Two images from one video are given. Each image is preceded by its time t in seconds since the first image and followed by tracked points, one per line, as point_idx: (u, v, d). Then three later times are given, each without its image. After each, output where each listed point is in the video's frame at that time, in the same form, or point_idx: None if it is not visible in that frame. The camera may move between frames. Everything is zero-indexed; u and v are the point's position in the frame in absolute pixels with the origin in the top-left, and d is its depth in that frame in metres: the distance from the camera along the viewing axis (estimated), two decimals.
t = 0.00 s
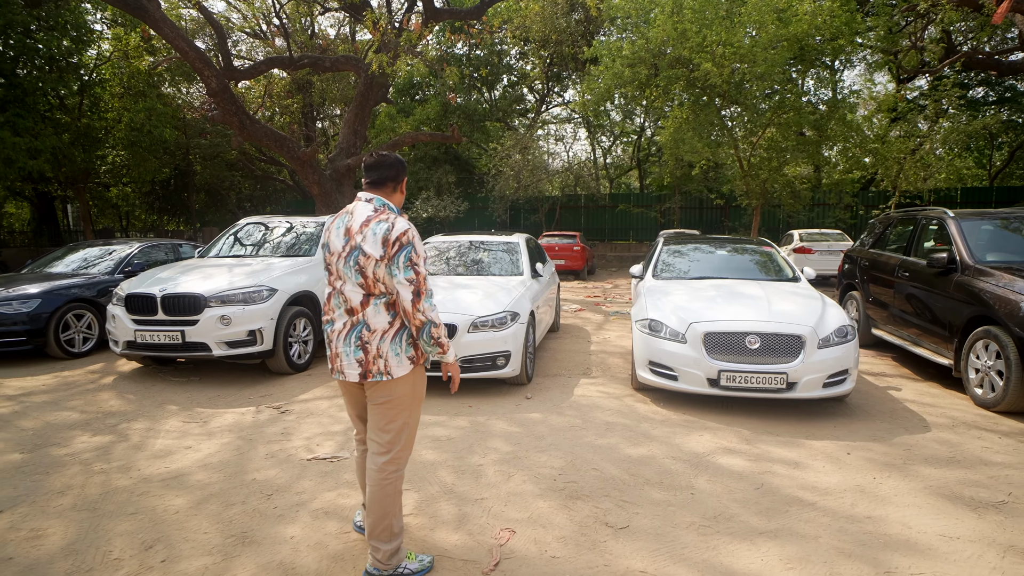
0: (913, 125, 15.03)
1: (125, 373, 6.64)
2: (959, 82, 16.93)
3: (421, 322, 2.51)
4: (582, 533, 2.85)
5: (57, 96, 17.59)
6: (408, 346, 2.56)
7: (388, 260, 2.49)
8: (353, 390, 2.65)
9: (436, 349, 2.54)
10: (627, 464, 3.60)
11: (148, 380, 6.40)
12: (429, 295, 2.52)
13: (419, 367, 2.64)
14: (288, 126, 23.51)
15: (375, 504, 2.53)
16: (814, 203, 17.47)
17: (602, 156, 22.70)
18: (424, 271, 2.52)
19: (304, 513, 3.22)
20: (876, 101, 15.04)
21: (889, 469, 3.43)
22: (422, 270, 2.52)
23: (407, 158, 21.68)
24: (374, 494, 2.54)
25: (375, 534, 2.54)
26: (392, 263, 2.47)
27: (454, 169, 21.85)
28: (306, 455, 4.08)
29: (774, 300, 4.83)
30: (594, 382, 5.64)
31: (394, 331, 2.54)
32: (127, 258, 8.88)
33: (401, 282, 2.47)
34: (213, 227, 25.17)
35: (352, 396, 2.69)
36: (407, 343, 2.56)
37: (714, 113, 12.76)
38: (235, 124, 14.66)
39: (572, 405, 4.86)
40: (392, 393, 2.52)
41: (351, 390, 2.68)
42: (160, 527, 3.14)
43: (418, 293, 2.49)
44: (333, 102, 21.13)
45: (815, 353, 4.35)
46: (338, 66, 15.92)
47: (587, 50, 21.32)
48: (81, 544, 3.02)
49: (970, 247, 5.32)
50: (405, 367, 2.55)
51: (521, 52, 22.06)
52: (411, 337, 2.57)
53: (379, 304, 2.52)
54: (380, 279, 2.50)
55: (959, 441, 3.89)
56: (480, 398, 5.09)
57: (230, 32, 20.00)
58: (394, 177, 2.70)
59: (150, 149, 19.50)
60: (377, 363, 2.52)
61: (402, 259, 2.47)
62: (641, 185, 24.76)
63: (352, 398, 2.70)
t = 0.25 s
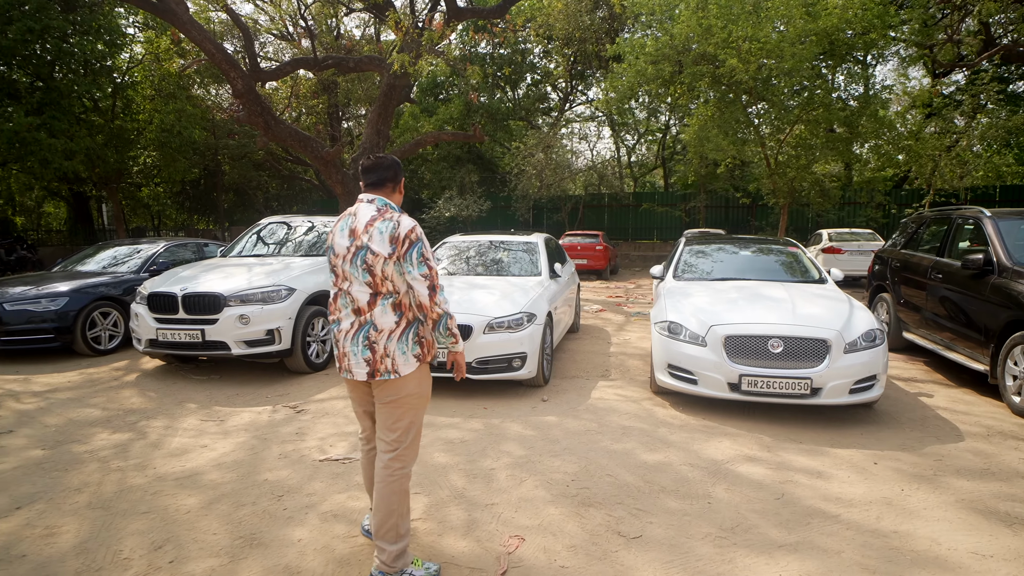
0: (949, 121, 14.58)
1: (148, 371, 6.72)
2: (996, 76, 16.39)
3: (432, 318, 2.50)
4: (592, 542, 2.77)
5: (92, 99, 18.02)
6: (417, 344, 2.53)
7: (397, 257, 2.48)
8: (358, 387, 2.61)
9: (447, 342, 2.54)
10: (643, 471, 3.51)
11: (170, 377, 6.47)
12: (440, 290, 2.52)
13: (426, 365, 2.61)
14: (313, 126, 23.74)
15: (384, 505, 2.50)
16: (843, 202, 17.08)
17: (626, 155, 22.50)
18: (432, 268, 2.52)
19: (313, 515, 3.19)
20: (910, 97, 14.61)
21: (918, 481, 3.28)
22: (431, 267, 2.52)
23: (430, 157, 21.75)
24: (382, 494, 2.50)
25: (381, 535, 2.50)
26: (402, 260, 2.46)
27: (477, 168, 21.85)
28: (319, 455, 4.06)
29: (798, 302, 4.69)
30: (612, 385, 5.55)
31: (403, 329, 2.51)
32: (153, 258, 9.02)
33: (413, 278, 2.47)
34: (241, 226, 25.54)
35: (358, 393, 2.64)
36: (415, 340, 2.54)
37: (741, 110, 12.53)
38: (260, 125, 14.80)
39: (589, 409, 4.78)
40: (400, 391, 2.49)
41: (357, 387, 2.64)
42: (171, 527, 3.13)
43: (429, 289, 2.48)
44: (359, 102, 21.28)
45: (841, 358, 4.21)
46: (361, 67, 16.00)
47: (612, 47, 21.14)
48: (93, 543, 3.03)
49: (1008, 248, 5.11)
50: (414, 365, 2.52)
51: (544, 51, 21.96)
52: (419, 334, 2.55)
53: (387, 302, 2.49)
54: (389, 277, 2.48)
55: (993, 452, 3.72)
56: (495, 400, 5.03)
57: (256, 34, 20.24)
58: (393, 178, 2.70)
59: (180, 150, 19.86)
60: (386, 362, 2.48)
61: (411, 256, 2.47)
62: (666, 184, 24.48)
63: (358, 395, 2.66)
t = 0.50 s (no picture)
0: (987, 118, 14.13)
1: (172, 369, 6.81)
2: None
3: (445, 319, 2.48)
4: (608, 554, 2.71)
5: (125, 102, 18.43)
6: (430, 345, 2.51)
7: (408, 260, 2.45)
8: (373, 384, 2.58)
9: (458, 343, 2.52)
10: (662, 479, 3.43)
11: (193, 376, 6.55)
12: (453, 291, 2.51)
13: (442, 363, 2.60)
14: (339, 127, 23.96)
15: (418, 491, 2.54)
16: (875, 201, 16.68)
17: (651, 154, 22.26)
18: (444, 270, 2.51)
19: (327, 519, 3.18)
20: (946, 93, 14.19)
21: (950, 495, 3.15)
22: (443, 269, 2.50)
23: (454, 157, 21.80)
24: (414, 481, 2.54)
25: (414, 516, 2.55)
26: (414, 263, 2.43)
27: (501, 168, 21.86)
28: (335, 457, 4.06)
29: (825, 306, 4.56)
30: (632, 389, 5.47)
31: (416, 331, 2.49)
32: (179, 258, 9.15)
33: (425, 280, 2.44)
34: (268, 226, 25.89)
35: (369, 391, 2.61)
36: (429, 341, 2.52)
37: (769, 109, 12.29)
38: (286, 126, 14.91)
39: (608, 413, 4.71)
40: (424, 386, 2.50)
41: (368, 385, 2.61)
42: (187, 528, 3.15)
43: (441, 292, 2.45)
44: (384, 103, 21.42)
45: (870, 365, 4.07)
46: (386, 68, 16.09)
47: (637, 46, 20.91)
48: (110, 543, 3.05)
49: None
50: (430, 364, 2.52)
51: (569, 50, 21.86)
52: (432, 335, 2.53)
53: (400, 305, 2.47)
54: (401, 280, 2.45)
55: None
56: (513, 403, 4.99)
57: (284, 36, 20.47)
58: (403, 182, 2.68)
59: (210, 152, 20.21)
60: (401, 363, 2.47)
61: (423, 259, 2.44)
62: (692, 183, 24.20)
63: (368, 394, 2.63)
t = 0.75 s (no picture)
0: None
1: (194, 369, 6.87)
2: None
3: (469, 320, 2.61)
4: (626, 566, 2.64)
5: (153, 104, 18.77)
6: (455, 345, 2.63)
7: (435, 263, 2.55)
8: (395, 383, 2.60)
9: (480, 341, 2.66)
10: (683, 488, 3.35)
11: (215, 376, 6.60)
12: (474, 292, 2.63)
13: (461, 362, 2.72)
14: (362, 128, 24.10)
15: (458, 476, 2.71)
16: (906, 201, 16.29)
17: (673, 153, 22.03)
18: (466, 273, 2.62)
19: (341, 523, 3.15)
20: (981, 90, 13.79)
21: (985, 510, 3.03)
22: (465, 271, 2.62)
23: (474, 157, 21.81)
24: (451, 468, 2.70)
25: (458, 504, 2.75)
26: (441, 265, 2.53)
27: (522, 168, 21.82)
28: (351, 460, 4.03)
29: (853, 311, 4.43)
30: (653, 394, 5.38)
31: (443, 332, 2.59)
32: (203, 258, 9.24)
33: (452, 281, 2.56)
34: (292, 226, 26.15)
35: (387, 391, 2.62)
36: (453, 342, 2.63)
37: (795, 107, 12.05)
38: (309, 128, 14.93)
39: (627, 418, 4.63)
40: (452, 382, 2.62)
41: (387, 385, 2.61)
42: (202, 530, 3.15)
43: (466, 292, 2.56)
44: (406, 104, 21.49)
45: (900, 372, 3.94)
46: (407, 69, 16.14)
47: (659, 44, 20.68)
48: (127, 544, 3.06)
49: None
50: (454, 364, 2.63)
51: (591, 49, 21.75)
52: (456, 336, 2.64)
53: (428, 306, 2.55)
54: (428, 281, 2.55)
55: None
56: (532, 407, 4.93)
57: (307, 38, 20.63)
58: (421, 186, 2.74)
59: (235, 153, 20.48)
60: (430, 364, 2.56)
61: (449, 261, 2.55)
62: (715, 183, 23.92)
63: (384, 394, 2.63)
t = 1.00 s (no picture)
0: None
1: (216, 368, 6.91)
2: None
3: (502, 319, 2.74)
4: None
5: (180, 106, 19.04)
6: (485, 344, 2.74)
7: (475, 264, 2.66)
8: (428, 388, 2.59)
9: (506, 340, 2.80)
10: (708, 497, 3.25)
11: (236, 375, 6.61)
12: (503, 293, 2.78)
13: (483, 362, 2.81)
14: (384, 128, 24.20)
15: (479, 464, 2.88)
16: (937, 202, 15.85)
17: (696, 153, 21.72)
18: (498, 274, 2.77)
19: (358, 528, 3.11)
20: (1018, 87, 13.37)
21: None
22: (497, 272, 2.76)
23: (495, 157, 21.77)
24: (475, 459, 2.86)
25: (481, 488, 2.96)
26: (481, 265, 2.66)
27: (542, 168, 21.74)
28: (369, 463, 3.99)
29: (886, 315, 4.28)
30: (676, 399, 5.27)
31: (478, 332, 2.68)
32: (225, 258, 9.30)
33: (490, 281, 2.68)
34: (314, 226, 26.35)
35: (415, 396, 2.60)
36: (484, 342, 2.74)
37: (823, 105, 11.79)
38: (331, 128, 14.91)
39: (649, 424, 4.54)
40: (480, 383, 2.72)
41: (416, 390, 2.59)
42: (219, 533, 3.12)
43: (502, 292, 2.71)
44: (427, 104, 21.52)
45: (937, 379, 3.80)
46: (428, 69, 16.15)
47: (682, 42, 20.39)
48: (144, 546, 3.05)
49: None
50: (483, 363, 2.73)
51: (613, 48, 21.60)
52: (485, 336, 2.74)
53: (468, 306, 2.63)
54: (468, 282, 2.64)
55: None
56: (552, 411, 4.85)
57: (330, 40, 20.75)
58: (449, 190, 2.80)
59: (259, 154, 20.68)
60: (467, 364, 2.63)
61: (488, 262, 2.69)
62: (739, 183, 23.59)
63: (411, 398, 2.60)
